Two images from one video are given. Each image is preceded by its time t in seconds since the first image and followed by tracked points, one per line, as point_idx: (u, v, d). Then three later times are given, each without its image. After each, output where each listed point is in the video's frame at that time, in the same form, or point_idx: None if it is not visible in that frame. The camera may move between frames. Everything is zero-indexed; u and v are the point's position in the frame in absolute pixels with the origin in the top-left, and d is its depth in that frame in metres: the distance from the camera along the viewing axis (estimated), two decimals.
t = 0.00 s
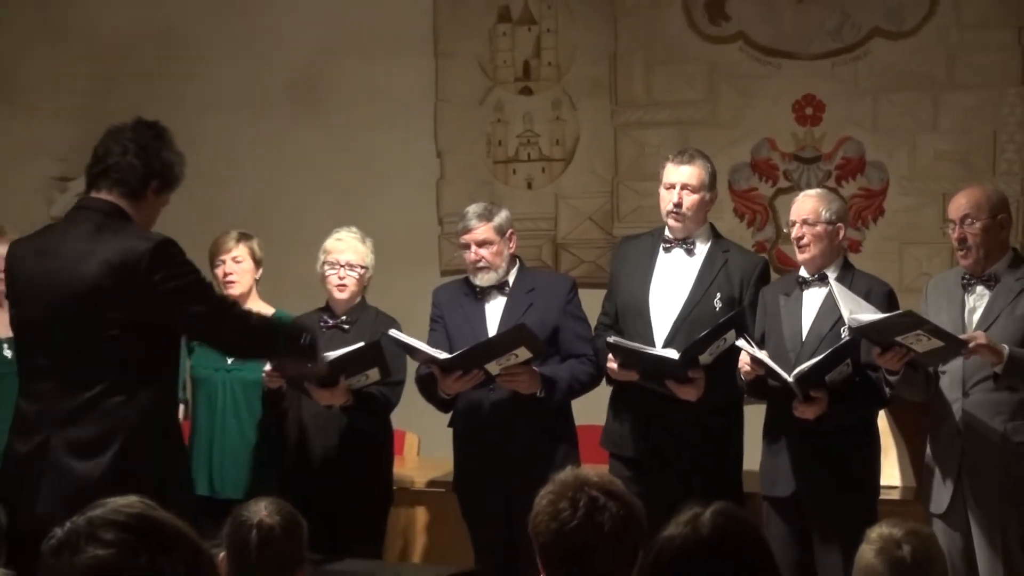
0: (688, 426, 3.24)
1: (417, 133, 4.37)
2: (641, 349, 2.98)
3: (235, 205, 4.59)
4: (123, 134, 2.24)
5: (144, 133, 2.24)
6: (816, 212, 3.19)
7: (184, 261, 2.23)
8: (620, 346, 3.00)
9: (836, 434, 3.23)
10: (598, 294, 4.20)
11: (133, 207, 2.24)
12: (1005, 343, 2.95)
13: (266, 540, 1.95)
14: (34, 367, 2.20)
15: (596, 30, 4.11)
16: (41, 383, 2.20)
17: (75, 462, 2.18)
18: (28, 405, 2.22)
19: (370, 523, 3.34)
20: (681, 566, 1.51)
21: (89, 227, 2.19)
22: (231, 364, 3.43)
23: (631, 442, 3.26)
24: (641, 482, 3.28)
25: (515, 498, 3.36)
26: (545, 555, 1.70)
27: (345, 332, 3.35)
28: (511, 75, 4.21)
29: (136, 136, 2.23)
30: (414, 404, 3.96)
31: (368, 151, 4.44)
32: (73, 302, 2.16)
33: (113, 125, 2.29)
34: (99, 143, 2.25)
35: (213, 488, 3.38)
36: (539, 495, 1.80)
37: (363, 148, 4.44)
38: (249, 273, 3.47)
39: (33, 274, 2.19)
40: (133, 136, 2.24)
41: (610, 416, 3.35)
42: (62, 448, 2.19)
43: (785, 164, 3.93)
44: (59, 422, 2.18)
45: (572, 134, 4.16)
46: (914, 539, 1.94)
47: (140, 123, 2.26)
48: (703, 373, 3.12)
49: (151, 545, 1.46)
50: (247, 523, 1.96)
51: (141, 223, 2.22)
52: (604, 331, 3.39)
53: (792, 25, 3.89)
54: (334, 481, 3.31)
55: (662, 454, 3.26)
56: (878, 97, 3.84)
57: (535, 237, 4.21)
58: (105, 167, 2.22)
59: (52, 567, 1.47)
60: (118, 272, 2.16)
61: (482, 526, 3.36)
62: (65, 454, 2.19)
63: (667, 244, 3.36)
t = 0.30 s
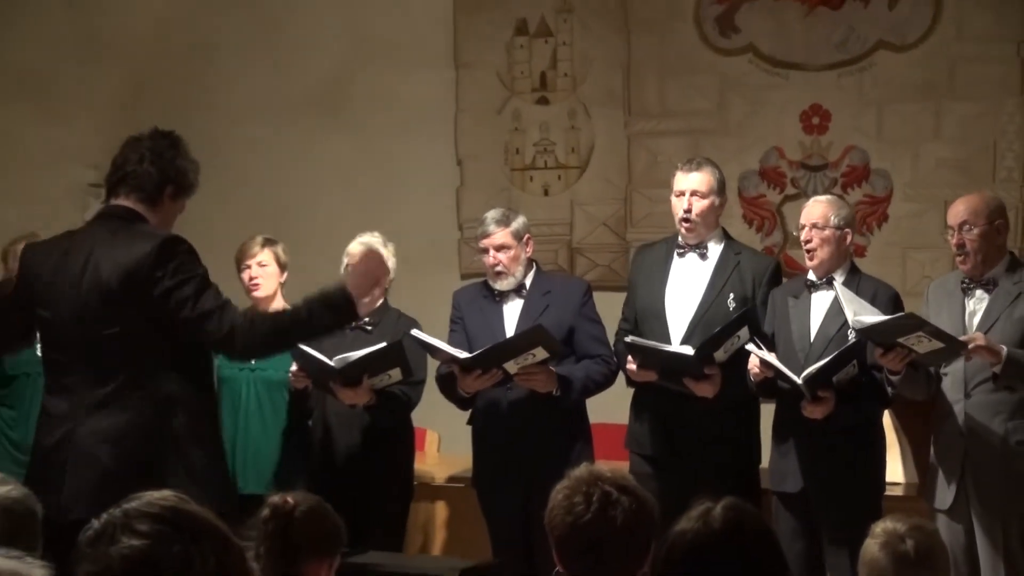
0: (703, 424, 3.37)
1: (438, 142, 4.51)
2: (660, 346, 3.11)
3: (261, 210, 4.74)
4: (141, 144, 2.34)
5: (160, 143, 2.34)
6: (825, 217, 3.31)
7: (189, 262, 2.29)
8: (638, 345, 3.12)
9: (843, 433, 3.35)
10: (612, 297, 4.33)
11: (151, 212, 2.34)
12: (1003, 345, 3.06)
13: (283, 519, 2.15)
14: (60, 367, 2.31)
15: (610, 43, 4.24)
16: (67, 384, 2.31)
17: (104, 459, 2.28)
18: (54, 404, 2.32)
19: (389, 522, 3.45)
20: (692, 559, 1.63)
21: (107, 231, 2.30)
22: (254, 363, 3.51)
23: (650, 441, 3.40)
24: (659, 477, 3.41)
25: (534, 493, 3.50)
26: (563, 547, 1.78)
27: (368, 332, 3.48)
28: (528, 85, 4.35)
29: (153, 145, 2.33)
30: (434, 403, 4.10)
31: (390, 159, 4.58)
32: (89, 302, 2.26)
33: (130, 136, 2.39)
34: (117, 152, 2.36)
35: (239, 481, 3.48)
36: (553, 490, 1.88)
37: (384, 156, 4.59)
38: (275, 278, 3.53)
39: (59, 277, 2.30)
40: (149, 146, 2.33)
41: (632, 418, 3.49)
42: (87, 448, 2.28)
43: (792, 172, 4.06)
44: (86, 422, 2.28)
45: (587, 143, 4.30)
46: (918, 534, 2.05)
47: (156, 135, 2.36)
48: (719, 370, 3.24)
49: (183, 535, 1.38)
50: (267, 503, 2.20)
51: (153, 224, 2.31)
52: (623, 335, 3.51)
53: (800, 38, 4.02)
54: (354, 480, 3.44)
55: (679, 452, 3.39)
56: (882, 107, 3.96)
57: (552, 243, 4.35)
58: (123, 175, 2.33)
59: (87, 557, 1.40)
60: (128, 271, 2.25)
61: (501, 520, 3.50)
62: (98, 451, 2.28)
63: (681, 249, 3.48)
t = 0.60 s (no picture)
0: (712, 418, 3.50)
1: (457, 148, 4.66)
2: (672, 344, 3.24)
3: (286, 214, 4.89)
4: (167, 154, 2.50)
5: (186, 152, 2.49)
6: (831, 220, 3.44)
7: (220, 279, 2.47)
8: (651, 342, 3.26)
9: (850, 427, 3.47)
10: (625, 297, 4.47)
11: (177, 217, 2.49)
12: (1004, 344, 3.17)
13: (324, 510, 2.18)
14: (87, 365, 2.42)
15: (624, 51, 4.38)
16: (94, 381, 2.42)
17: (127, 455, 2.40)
18: (80, 399, 2.42)
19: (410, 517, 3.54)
20: (711, 549, 1.60)
21: (145, 237, 2.44)
22: (281, 358, 3.65)
23: (661, 434, 3.54)
24: (670, 469, 3.54)
25: (551, 486, 3.62)
26: (578, 537, 1.85)
27: (390, 331, 3.57)
28: (545, 92, 4.48)
29: (180, 155, 2.48)
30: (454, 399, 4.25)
31: (410, 163, 4.73)
32: (125, 305, 2.39)
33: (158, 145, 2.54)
34: (145, 161, 2.51)
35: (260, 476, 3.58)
36: (570, 481, 1.94)
37: (405, 161, 4.74)
38: (300, 277, 3.67)
39: (96, 280, 2.43)
40: (176, 155, 2.48)
41: (643, 412, 3.62)
42: (111, 444, 2.40)
43: (800, 176, 4.18)
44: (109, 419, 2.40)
45: (601, 148, 4.43)
46: (921, 525, 2.16)
47: (183, 145, 2.52)
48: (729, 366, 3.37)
49: (212, 524, 1.42)
50: (310, 494, 2.23)
51: (187, 236, 2.46)
52: (635, 332, 3.64)
53: (808, 46, 4.14)
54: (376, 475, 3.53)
55: (689, 444, 3.52)
56: (887, 114, 4.09)
57: (567, 245, 4.48)
58: (151, 183, 2.47)
59: (122, 544, 1.45)
60: (169, 277, 2.40)
61: (520, 511, 3.63)
62: (120, 447, 2.40)
63: (693, 250, 3.61)
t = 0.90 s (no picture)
0: (721, 417, 3.63)
1: (475, 155, 4.80)
2: (684, 345, 3.38)
3: (310, 218, 5.04)
4: (204, 157, 2.53)
5: (222, 154, 2.53)
6: (839, 224, 3.56)
7: (251, 285, 2.54)
8: (664, 343, 3.39)
9: (856, 425, 3.60)
10: (638, 299, 4.60)
11: (216, 221, 2.54)
12: (1004, 344, 3.29)
13: (357, 504, 2.23)
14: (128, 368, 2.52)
15: (637, 61, 4.51)
16: (137, 383, 2.52)
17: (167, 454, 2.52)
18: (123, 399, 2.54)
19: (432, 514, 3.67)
20: (728, 541, 1.64)
21: (182, 242, 2.51)
22: (308, 359, 3.79)
23: (673, 431, 3.67)
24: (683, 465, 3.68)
25: (567, 481, 3.75)
26: (592, 529, 1.97)
27: (412, 332, 3.71)
28: (561, 101, 4.62)
29: (216, 160, 2.51)
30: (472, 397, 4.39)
31: (430, 169, 4.87)
32: (160, 310, 2.48)
33: (195, 148, 2.57)
34: (183, 165, 2.55)
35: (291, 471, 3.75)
36: (586, 474, 2.06)
37: (424, 167, 4.88)
38: (326, 280, 3.82)
39: (136, 284, 2.51)
40: (212, 159, 2.52)
41: (654, 409, 3.76)
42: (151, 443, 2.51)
43: (807, 182, 4.30)
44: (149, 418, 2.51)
45: (616, 155, 4.57)
46: (925, 519, 2.29)
47: (218, 148, 2.55)
48: (738, 365, 3.50)
49: (242, 517, 1.40)
50: (342, 488, 2.28)
51: (222, 243, 2.53)
52: (647, 331, 3.78)
53: (815, 56, 4.27)
54: (402, 472, 3.65)
55: (700, 441, 3.65)
56: (891, 122, 4.21)
57: (582, 248, 4.62)
58: (189, 187, 2.52)
59: (154, 536, 1.42)
60: (201, 283, 2.47)
61: (538, 505, 3.77)
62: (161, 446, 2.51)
63: (704, 253, 3.74)
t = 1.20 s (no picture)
0: (733, 413, 3.76)
1: (493, 161, 4.95)
2: (695, 343, 3.51)
3: (333, 222, 5.19)
4: (234, 153, 2.43)
5: (252, 149, 2.43)
6: (848, 228, 3.70)
7: (288, 282, 2.42)
8: (676, 341, 3.53)
9: (861, 423, 3.74)
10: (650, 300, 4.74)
11: (251, 219, 2.45)
12: (1001, 344, 3.42)
13: (382, 499, 2.16)
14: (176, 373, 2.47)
15: (650, 71, 4.65)
16: (181, 385, 2.47)
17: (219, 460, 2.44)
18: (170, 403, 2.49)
19: (451, 508, 3.83)
20: (750, 529, 1.67)
21: (218, 240, 2.42)
22: (335, 359, 3.94)
23: (686, 427, 3.80)
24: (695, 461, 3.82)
25: (581, 477, 3.89)
26: (606, 525, 2.02)
27: (433, 332, 3.86)
28: (576, 109, 4.76)
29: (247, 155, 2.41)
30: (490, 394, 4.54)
31: (448, 175, 5.02)
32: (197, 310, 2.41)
33: (224, 145, 2.48)
34: (216, 163, 2.46)
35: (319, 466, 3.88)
36: (599, 469, 2.11)
37: (443, 172, 5.03)
38: (350, 283, 3.96)
39: (175, 283, 2.46)
40: (242, 155, 2.42)
41: (669, 408, 3.89)
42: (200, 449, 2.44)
43: (814, 187, 4.43)
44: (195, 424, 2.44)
45: (629, 160, 4.71)
46: (928, 514, 2.30)
47: (247, 142, 2.44)
48: (749, 363, 3.63)
49: (270, 510, 1.38)
50: (367, 483, 2.20)
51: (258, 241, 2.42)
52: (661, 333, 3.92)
53: (822, 65, 4.40)
54: (426, 468, 3.80)
55: (711, 438, 3.79)
56: (895, 129, 4.34)
57: (596, 251, 4.75)
58: (223, 188, 2.43)
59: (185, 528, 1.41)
60: (234, 284, 2.38)
61: (553, 500, 3.91)
62: (209, 452, 2.44)
63: (714, 255, 3.88)
